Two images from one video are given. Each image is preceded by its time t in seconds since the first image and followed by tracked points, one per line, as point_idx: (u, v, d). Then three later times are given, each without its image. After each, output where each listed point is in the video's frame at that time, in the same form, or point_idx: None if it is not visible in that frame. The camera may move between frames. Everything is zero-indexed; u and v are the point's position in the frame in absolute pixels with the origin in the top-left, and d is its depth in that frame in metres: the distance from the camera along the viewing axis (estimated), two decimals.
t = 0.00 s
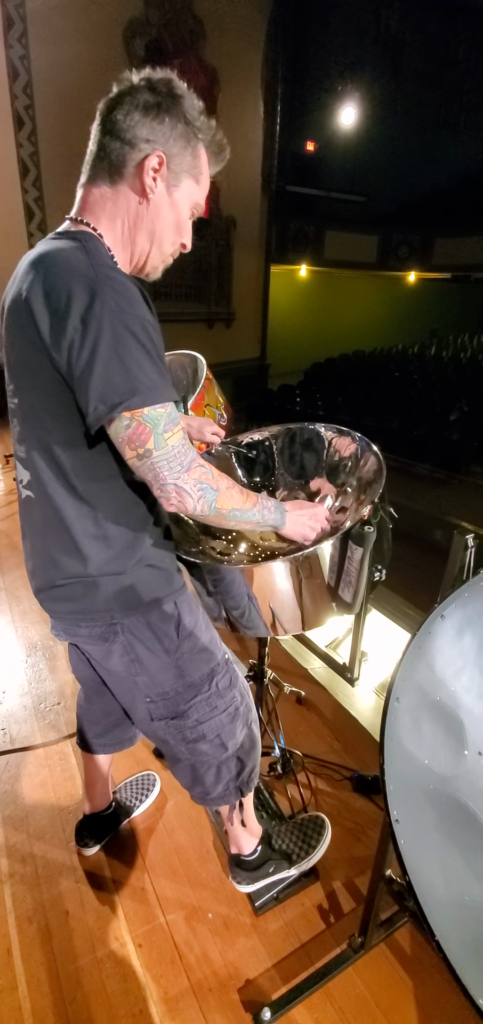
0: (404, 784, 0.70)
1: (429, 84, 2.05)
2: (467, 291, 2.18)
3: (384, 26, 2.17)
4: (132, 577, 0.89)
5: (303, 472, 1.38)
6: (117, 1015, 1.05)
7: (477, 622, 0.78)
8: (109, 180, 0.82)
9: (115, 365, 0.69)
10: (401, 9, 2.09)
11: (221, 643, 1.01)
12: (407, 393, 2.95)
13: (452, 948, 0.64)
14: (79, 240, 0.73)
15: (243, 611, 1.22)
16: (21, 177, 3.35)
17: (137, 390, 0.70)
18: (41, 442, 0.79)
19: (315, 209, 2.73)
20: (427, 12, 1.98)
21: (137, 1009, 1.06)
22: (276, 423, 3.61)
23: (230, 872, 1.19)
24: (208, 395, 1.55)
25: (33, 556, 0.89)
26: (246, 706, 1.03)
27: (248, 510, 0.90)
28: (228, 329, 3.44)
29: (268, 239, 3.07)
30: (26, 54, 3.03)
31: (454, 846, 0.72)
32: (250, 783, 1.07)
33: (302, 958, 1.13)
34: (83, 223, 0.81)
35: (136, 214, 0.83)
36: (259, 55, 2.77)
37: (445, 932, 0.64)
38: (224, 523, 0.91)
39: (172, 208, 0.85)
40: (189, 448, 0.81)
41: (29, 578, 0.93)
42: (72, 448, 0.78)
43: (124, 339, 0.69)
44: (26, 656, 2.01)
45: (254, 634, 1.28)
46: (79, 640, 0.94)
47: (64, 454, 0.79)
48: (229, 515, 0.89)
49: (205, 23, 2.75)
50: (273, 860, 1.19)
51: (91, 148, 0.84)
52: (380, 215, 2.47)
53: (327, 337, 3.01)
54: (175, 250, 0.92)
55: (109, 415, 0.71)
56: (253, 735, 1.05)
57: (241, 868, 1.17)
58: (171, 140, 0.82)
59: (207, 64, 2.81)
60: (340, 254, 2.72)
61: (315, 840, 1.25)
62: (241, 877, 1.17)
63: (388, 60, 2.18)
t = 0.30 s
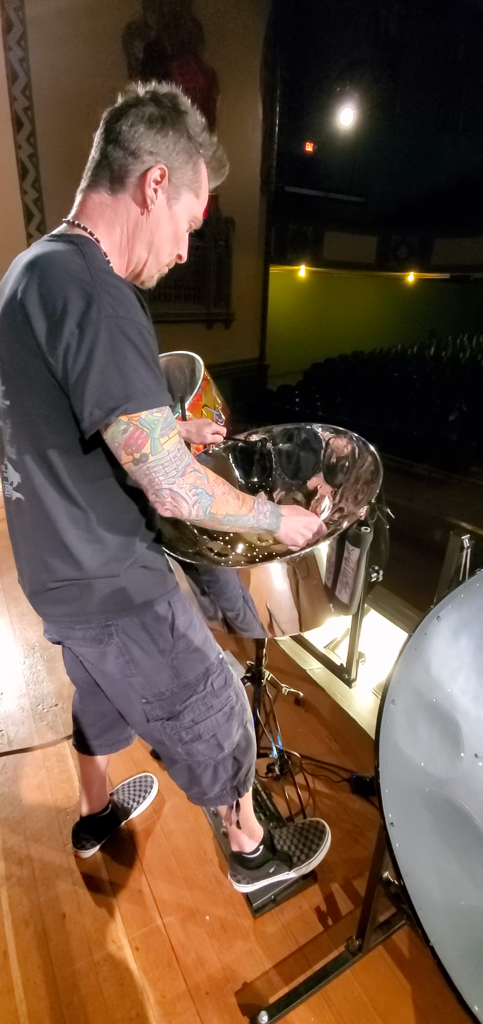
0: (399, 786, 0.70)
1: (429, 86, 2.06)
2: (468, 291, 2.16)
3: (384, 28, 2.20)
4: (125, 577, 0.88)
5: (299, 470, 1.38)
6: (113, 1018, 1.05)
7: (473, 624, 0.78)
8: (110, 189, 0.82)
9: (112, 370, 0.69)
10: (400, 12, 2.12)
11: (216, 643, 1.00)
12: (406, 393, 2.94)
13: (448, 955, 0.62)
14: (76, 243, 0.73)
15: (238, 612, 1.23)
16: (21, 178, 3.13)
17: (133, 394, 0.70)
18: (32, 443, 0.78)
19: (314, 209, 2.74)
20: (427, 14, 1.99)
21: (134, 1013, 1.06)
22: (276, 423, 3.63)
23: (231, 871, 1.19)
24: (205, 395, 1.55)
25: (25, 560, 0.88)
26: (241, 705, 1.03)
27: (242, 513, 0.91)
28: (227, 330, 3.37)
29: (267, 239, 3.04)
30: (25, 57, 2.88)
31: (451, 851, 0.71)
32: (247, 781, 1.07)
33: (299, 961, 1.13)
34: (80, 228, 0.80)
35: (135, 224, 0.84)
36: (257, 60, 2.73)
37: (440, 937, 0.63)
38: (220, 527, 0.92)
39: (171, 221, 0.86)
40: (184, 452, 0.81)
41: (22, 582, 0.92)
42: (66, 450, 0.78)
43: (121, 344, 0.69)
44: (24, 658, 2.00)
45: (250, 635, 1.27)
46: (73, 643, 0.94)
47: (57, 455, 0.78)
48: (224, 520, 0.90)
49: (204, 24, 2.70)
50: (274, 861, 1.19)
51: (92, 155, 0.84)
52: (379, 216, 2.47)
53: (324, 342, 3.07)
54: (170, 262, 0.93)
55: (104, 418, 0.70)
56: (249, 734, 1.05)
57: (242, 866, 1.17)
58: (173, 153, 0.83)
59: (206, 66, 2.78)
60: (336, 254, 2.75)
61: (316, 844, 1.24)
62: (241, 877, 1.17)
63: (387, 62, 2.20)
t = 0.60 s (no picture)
0: (402, 784, 0.69)
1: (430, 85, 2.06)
2: (469, 291, 2.16)
3: (384, 28, 2.21)
4: (128, 576, 0.88)
5: (299, 470, 1.39)
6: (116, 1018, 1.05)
7: (475, 622, 0.78)
8: (118, 187, 0.81)
9: (132, 378, 0.70)
10: (400, 12, 2.14)
11: (219, 642, 1.00)
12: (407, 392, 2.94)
13: (450, 953, 0.63)
14: (93, 246, 0.73)
15: (239, 612, 1.22)
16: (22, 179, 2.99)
17: (150, 402, 0.71)
18: (39, 441, 0.78)
19: (313, 209, 2.72)
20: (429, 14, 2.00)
21: (136, 1013, 1.06)
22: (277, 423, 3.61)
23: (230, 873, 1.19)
24: (207, 395, 1.54)
25: (30, 560, 0.88)
26: (245, 704, 1.03)
27: (252, 514, 0.91)
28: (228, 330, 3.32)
29: (267, 240, 3.03)
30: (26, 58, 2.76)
31: (452, 849, 0.71)
32: (250, 780, 1.07)
33: (301, 960, 1.13)
34: (91, 227, 0.79)
35: (143, 223, 0.84)
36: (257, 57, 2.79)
37: (443, 936, 0.63)
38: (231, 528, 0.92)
39: (178, 220, 0.87)
40: (196, 456, 0.81)
41: (27, 583, 0.92)
42: (71, 451, 0.78)
43: (142, 352, 0.70)
44: (25, 658, 2.00)
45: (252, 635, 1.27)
46: (76, 642, 0.94)
47: (64, 456, 0.78)
48: (234, 520, 0.90)
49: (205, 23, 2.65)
50: (273, 862, 1.19)
51: (97, 159, 0.84)
52: (379, 216, 2.47)
53: (326, 341, 3.04)
54: (175, 262, 0.94)
55: (122, 423, 0.72)
56: (252, 733, 1.05)
57: (239, 869, 1.17)
58: (179, 154, 0.84)
59: (206, 65, 2.74)
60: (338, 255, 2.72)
61: (314, 841, 1.24)
62: (240, 880, 1.17)
63: (388, 62, 2.20)
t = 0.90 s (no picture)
0: (403, 782, 0.70)
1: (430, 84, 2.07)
2: (466, 291, 2.15)
3: (382, 27, 2.21)
4: (130, 575, 0.88)
5: (298, 471, 1.39)
6: (118, 1016, 1.05)
7: (475, 620, 0.78)
8: (126, 186, 0.82)
9: (160, 377, 0.70)
10: (399, 11, 2.14)
11: (221, 641, 1.00)
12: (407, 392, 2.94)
13: (453, 949, 0.63)
14: (107, 253, 0.74)
15: (240, 611, 1.22)
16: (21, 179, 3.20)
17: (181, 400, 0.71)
18: (53, 446, 0.78)
19: (316, 210, 2.73)
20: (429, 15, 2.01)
21: (138, 1011, 1.06)
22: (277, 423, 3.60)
23: (234, 867, 1.20)
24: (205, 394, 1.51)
25: (36, 563, 0.88)
26: (247, 702, 1.03)
27: (289, 497, 0.93)
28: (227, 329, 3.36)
29: (267, 239, 3.00)
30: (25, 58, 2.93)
31: (455, 846, 0.71)
32: (254, 779, 1.06)
33: (303, 958, 1.13)
34: (99, 228, 0.80)
35: (150, 221, 0.84)
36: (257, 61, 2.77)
37: (445, 932, 0.64)
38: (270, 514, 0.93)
39: (185, 219, 0.86)
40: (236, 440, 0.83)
41: (31, 586, 0.92)
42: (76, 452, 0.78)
43: (167, 352, 0.70)
44: (26, 658, 2.00)
45: (253, 634, 1.27)
46: (79, 641, 0.94)
47: (71, 457, 0.78)
48: (275, 502, 0.91)
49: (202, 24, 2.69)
50: (277, 858, 1.19)
51: (108, 156, 0.85)
52: (378, 216, 2.47)
53: (326, 341, 2.99)
54: (183, 264, 0.94)
55: (159, 425, 0.72)
56: (255, 732, 1.05)
57: (244, 862, 1.17)
58: (188, 153, 0.84)
59: (205, 65, 2.78)
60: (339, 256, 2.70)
61: (318, 842, 1.25)
62: (244, 874, 1.17)
63: (385, 62, 2.21)
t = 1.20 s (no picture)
0: (403, 781, 0.70)
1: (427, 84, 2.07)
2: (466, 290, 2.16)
3: (382, 28, 2.21)
4: (131, 577, 0.88)
5: (298, 472, 1.39)
6: (119, 1016, 1.05)
7: (475, 621, 0.78)
8: (140, 204, 0.83)
9: (166, 375, 0.70)
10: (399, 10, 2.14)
11: (222, 642, 1.00)
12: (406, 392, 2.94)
13: (454, 949, 0.63)
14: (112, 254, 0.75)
15: (242, 612, 1.21)
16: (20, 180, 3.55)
17: (186, 398, 0.72)
18: (59, 447, 0.78)
19: (316, 209, 2.74)
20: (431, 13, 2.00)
21: (140, 1010, 1.06)
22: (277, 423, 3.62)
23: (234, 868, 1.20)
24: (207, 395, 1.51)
25: (35, 560, 0.88)
26: (249, 703, 1.03)
27: (292, 495, 0.94)
28: (228, 329, 3.44)
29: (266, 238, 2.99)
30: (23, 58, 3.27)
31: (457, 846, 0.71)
32: (256, 779, 1.07)
33: (304, 958, 1.13)
34: (113, 240, 0.81)
35: (163, 239, 0.85)
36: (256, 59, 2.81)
37: (446, 930, 0.64)
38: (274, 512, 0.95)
39: (198, 237, 0.87)
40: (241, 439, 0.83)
41: (30, 583, 0.92)
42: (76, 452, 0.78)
43: (172, 349, 0.71)
44: (27, 658, 2.01)
45: (254, 635, 1.27)
46: (81, 644, 0.94)
47: (72, 454, 0.78)
48: (280, 502, 0.93)
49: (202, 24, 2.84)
50: (277, 858, 1.19)
51: (126, 175, 0.86)
52: (378, 216, 2.47)
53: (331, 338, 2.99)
54: (197, 279, 0.94)
55: (165, 423, 0.72)
56: (257, 732, 1.05)
57: (244, 863, 1.18)
58: (204, 172, 0.84)
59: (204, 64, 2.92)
60: (339, 255, 2.72)
61: (318, 841, 1.25)
62: (244, 875, 1.17)
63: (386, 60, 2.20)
